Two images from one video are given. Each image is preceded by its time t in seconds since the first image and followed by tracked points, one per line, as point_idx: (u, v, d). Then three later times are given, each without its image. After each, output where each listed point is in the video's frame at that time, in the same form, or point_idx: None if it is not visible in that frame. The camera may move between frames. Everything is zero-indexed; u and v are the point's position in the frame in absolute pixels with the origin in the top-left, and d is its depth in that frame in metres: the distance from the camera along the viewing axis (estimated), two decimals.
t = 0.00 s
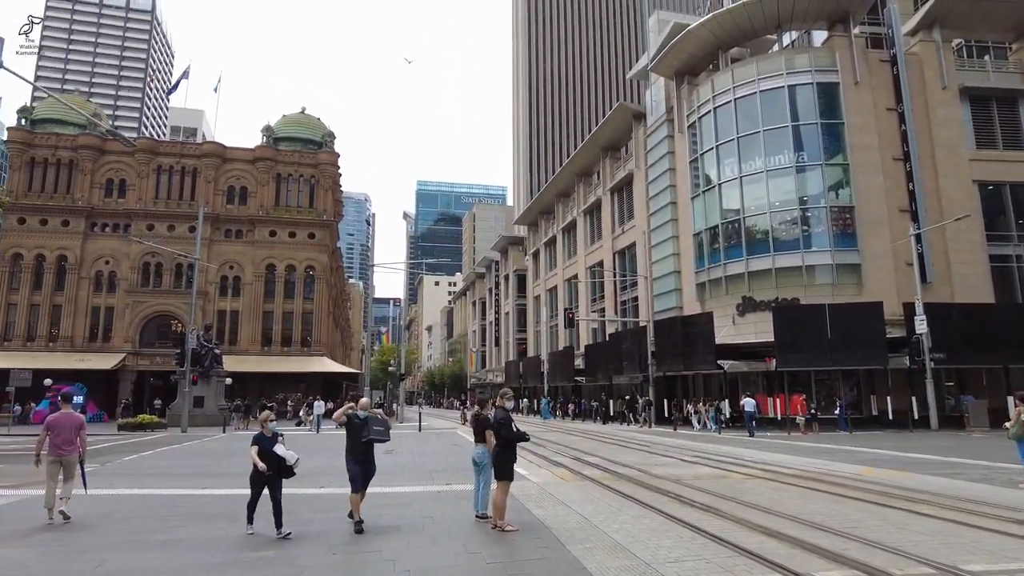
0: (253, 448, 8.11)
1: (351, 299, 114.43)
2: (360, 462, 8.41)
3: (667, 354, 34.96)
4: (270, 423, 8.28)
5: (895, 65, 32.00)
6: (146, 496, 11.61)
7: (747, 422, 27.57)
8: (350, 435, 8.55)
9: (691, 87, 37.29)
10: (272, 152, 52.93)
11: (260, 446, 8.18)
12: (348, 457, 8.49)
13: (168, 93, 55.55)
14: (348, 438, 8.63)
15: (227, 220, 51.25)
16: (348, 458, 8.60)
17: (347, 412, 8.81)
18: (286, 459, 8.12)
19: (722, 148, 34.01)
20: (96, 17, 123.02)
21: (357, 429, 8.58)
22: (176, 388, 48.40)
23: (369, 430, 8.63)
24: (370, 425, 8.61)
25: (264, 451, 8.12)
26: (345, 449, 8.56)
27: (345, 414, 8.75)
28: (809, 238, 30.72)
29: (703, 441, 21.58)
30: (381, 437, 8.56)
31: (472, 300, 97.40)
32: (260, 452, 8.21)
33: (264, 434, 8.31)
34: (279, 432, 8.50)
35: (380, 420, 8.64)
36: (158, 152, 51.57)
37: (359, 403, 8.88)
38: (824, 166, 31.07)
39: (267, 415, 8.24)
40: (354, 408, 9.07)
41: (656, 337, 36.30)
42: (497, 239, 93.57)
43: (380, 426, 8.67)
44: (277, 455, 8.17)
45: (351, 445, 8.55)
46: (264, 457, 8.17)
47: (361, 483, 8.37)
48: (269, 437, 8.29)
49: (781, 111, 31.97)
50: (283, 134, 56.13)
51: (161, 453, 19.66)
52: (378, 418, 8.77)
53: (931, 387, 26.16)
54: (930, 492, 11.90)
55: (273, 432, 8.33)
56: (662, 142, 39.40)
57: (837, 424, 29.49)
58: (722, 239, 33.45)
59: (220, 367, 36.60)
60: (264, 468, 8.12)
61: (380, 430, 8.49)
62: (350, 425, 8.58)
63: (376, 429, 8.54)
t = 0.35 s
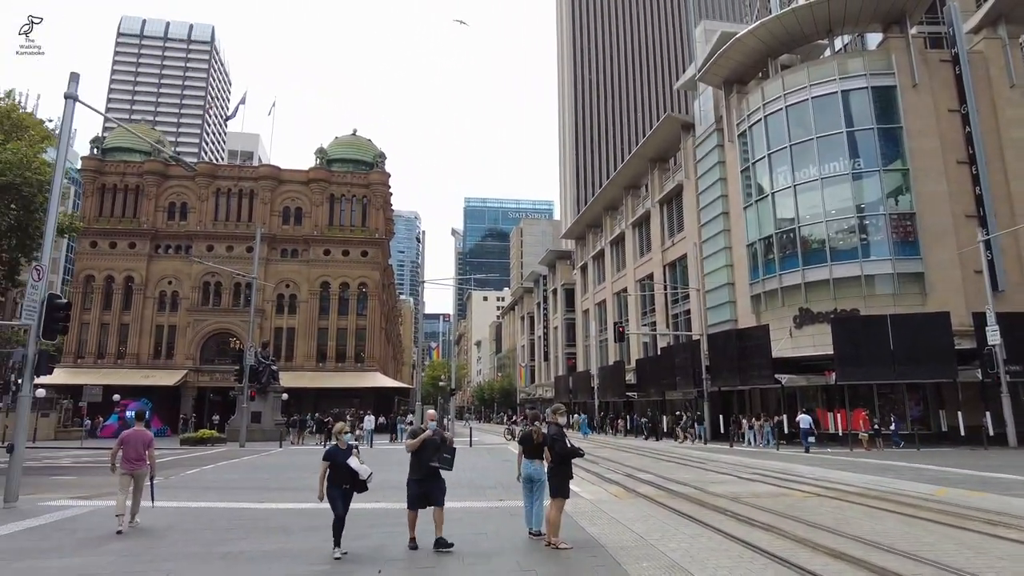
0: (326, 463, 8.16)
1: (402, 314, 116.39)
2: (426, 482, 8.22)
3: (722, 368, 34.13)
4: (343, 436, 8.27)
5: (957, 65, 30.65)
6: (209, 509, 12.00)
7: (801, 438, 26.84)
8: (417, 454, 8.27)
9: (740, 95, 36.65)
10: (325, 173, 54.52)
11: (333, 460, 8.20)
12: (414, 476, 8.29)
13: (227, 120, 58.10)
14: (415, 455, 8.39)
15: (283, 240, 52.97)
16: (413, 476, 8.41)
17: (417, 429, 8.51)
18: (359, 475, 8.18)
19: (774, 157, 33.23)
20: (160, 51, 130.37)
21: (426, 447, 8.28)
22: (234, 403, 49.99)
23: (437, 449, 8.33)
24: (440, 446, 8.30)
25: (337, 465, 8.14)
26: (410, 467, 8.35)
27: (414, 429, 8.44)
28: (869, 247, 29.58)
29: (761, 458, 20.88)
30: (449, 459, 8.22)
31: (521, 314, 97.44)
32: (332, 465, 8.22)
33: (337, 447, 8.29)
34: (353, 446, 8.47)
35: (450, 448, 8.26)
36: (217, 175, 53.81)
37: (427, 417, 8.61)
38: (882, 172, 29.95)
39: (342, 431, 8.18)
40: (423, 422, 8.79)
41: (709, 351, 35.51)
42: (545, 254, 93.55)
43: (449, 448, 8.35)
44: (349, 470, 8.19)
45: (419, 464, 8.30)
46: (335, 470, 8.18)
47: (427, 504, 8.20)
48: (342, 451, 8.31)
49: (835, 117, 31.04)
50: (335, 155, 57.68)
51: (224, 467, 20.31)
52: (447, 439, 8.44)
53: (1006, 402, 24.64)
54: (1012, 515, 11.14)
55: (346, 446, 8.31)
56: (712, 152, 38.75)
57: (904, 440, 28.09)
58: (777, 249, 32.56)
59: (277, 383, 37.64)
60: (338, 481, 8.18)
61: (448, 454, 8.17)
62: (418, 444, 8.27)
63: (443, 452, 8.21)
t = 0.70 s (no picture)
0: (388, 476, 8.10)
1: (443, 327, 117.50)
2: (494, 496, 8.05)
3: (770, 379, 33.28)
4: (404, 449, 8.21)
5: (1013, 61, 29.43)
6: (259, 519, 12.30)
7: (852, 451, 26.03)
8: (486, 467, 8.17)
9: (783, 100, 35.98)
10: (369, 189, 55.71)
11: (395, 473, 8.15)
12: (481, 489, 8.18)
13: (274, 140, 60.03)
14: (481, 470, 8.31)
15: (328, 255, 54.25)
16: (479, 491, 8.30)
17: (483, 441, 8.40)
18: (421, 488, 8.05)
19: (821, 161, 32.46)
20: (210, 75, 135.92)
21: (494, 460, 8.21)
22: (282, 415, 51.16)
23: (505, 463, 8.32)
24: (508, 460, 8.29)
25: (400, 478, 8.10)
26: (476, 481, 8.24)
27: (481, 440, 8.26)
28: (922, 252, 28.53)
29: (814, 471, 20.23)
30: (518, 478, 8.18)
31: (562, 325, 97.13)
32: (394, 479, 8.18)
33: (397, 459, 8.26)
34: (413, 459, 8.49)
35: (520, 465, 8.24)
36: (265, 193, 55.55)
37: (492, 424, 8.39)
38: (934, 175, 28.90)
39: (403, 442, 8.15)
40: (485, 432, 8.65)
41: (757, 361, 34.70)
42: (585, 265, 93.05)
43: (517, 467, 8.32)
44: (412, 483, 8.12)
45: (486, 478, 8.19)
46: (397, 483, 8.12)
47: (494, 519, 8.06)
48: (402, 463, 8.26)
49: (883, 119, 30.17)
50: (377, 171, 58.89)
51: (274, 479, 20.75)
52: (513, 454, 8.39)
53: None
54: None
55: (406, 458, 8.28)
56: (755, 158, 38.07)
57: (967, 453, 26.68)
58: (825, 256, 31.70)
59: (323, 395, 38.41)
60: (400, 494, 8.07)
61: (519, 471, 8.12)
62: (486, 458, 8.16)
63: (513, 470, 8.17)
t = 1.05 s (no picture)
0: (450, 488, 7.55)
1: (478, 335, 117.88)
2: (560, 509, 7.72)
3: (813, 386, 32.47)
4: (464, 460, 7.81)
5: None
6: (300, 528, 12.54)
7: (897, 460, 25.18)
8: (549, 480, 7.90)
9: (821, 102, 35.32)
10: (404, 200, 56.52)
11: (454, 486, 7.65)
12: (543, 503, 7.80)
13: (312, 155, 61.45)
14: (540, 483, 7.98)
15: (365, 266, 55.16)
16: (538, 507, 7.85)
17: (540, 454, 8.12)
18: (484, 501, 7.52)
19: (861, 163, 31.71)
20: (248, 92, 139.85)
21: (555, 473, 7.96)
22: (321, 424, 51.97)
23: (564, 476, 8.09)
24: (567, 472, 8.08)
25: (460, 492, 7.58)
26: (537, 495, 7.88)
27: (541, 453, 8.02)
28: (971, 254, 27.55)
29: (860, 481, 19.63)
30: (589, 501, 8.63)
31: (597, 333, 96.55)
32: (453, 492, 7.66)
33: (455, 473, 7.77)
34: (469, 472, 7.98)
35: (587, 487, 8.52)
36: (303, 207, 56.84)
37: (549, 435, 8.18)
38: (983, 174, 27.89)
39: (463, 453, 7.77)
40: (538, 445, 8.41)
41: (799, 368, 33.90)
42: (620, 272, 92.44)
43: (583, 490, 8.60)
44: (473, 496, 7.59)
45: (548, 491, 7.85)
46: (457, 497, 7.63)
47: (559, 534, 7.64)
48: (461, 476, 7.77)
49: (926, 118, 29.34)
50: (412, 183, 59.70)
51: (315, 488, 21.10)
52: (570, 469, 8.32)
53: None
54: None
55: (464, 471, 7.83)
56: (793, 161, 37.39)
57: None
58: (868, 260, 30.89)
59: (361, 404, 38.94)
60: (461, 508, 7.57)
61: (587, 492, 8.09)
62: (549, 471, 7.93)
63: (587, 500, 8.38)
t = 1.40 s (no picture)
0: (509, 494, 7.27)
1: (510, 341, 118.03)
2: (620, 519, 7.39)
3: (853, 391, 31.65)
4: (525, 465, 7.50)
5: None
6: (338, 533, 12.78)
7: (941, 467, 24.46)
8: (611, 487, 7.48)
9: (857, 100, 34.53)
10: (436, 208, 57.06)
11: (514, 492, 7.36)
12: (604, 511, 7.45)
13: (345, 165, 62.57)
14: (601, 489, 7.58)
15: (398, 273, 55.87)
16: (597, 514, 7.54)
17: (602, 459, 7.69)
18: (545, 510, 7.24)
19: (900, 162, 30.89)
20: (282, 105, 143.19)
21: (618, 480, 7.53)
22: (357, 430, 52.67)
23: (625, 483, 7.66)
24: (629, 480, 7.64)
25: (520, 498, 7.30)
26: (598, 502, 7.52)
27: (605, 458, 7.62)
28: (1019, 254, 26.56)
29: (904, 489, 19.07)
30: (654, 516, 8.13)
31: (630, 338, 95.72)
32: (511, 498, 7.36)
33: (517, 477, 7.49)
34: (531, 477, 7.67)
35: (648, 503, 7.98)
36: (337, 216, 57.89)
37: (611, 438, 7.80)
38: None
39: (525, 458, 7.46)
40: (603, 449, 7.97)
41: (838, 372, 33.09)
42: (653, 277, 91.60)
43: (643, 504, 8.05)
44: (534, 503, 7.31)
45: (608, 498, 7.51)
46: (516, 504, 7.34)
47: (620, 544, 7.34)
48: (522, 482, 7.49)
49: (969, 114, 28.45)
50: (444, 191, 60.17)
51: (352, 494, 21.41)
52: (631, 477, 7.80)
53: None
54: None
55: (526, 477, 7.53)
56: (829, 161, 36.61)
57: None
58: (908, 260, 30.03)
59: (396, 411, 39.26)
60: (521, 518, 7.25)
61: (653, 508, 7.60)
62: (612, 479, 7.52)
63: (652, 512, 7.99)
